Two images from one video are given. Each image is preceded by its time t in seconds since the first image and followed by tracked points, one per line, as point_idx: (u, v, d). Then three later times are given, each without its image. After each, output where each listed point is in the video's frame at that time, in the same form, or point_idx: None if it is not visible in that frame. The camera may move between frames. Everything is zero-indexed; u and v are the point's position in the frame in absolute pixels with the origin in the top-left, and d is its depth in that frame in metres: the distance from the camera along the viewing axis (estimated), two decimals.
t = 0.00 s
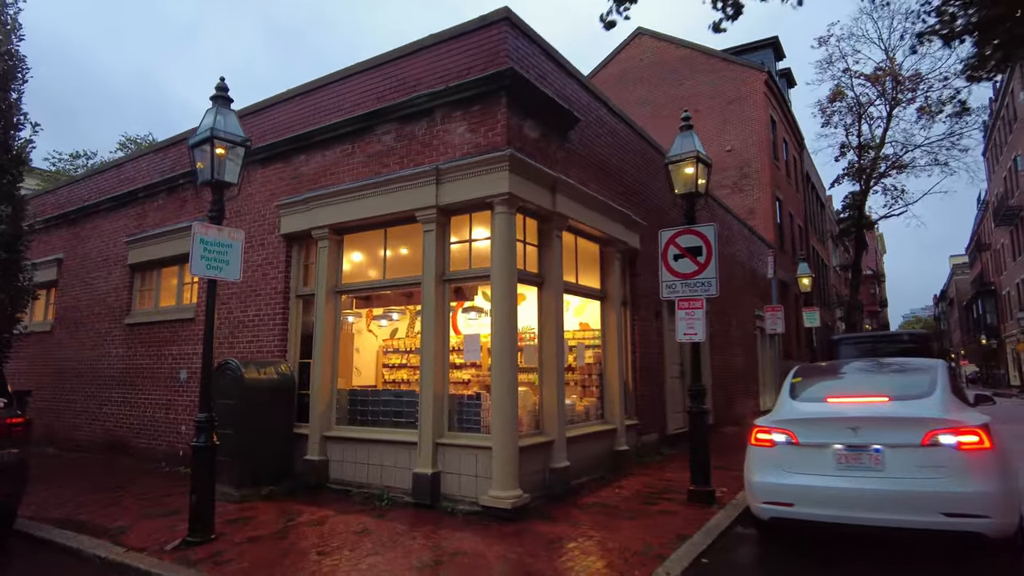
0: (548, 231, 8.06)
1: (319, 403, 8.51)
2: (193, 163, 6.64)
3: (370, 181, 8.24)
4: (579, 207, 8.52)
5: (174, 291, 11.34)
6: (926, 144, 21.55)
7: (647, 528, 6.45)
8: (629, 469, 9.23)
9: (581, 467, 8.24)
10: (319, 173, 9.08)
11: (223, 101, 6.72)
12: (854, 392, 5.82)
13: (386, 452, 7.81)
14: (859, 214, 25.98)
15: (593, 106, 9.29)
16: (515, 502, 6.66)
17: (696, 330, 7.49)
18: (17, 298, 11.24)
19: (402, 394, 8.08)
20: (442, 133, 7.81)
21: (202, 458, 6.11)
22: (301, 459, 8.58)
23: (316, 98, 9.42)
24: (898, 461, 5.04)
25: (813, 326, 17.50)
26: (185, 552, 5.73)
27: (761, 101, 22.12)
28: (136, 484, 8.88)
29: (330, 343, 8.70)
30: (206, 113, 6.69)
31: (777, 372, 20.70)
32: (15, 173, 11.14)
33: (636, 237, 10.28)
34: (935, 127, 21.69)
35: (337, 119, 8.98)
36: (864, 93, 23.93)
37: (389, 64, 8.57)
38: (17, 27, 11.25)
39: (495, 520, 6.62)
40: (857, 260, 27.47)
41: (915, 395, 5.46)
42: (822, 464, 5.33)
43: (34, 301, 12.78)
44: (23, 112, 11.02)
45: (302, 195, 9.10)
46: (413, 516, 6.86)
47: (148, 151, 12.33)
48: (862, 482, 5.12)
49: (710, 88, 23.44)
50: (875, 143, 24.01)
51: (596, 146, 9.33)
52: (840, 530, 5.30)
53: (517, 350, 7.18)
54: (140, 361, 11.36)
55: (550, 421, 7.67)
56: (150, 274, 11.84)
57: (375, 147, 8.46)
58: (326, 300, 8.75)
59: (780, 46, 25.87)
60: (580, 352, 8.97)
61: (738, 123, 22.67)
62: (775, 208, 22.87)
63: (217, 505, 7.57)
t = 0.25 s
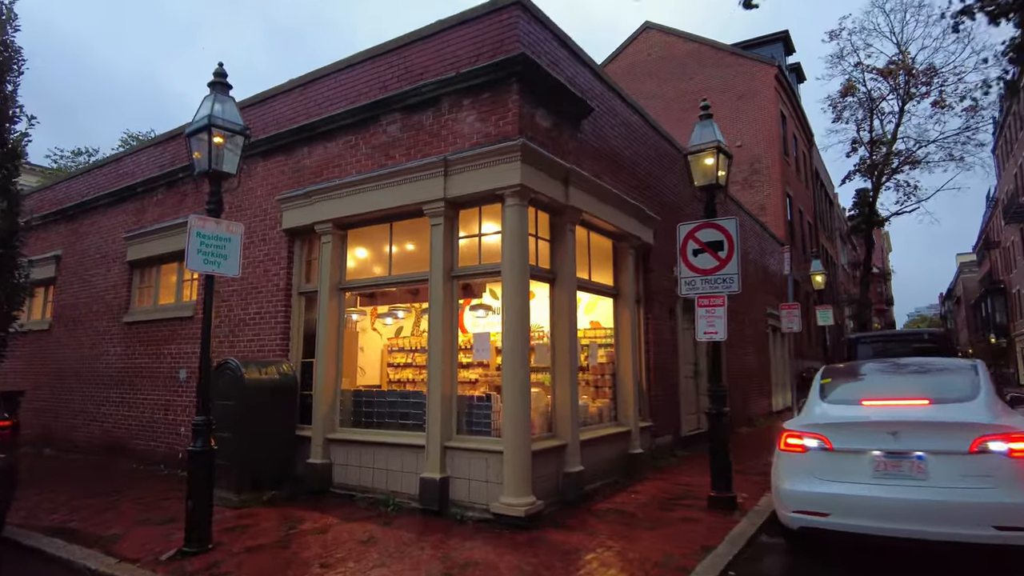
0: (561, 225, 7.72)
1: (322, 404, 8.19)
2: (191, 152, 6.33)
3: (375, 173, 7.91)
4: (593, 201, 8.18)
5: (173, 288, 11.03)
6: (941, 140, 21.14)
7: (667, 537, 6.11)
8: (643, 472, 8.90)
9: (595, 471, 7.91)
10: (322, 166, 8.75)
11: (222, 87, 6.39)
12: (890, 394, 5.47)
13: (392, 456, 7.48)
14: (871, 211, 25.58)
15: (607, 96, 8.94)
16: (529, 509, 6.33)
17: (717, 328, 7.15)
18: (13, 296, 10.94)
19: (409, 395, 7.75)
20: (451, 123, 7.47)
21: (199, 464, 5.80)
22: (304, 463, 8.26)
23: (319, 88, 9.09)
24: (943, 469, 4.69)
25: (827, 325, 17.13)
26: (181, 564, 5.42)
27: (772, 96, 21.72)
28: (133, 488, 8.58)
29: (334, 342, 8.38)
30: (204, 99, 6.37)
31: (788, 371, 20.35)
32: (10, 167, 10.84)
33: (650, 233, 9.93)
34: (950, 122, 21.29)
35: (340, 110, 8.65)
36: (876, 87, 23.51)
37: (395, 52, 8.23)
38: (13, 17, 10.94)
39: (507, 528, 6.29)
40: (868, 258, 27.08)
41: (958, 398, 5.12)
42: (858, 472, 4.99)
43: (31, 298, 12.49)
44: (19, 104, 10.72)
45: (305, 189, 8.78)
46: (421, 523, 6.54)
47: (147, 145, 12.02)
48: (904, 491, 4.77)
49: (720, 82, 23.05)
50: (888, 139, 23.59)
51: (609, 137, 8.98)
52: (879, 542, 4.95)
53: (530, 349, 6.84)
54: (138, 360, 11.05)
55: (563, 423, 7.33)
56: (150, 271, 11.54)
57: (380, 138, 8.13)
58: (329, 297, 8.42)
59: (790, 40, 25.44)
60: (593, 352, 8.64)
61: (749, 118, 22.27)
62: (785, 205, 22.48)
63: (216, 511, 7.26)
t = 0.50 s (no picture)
0: (570, 213, 7.39)
1: (322, 399, 7.89)
2: (181, 134, 5.99)
3: (376, 159, 7.59)
4: (604, 187, 7.85)
5: (170, 280, 10.74)
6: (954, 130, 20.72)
7: (685, 539, 5.80)
8: (655, 470, 8.59)
9: (606, 469, 7.60)
10: (322, 152, 8.43)
11: (214, 66, 6.04)
12: (922, 389, 5.16)
13: (395, 453, 7.18)
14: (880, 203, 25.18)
15: (617, 78, 8.60)
16: (539, 509, 6.03)
17: (736, 320, 6.84)
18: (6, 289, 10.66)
19: (412, 389, 7.44)
20: (455, 105, 7.14)
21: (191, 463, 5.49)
22: (304, 460, 7.98)
23: (318, 72, 8.76)
24: (985, 469, 4.38)
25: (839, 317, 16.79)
26: (172, 568, 5.12)
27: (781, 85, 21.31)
28: (127, 486, 8.29)
29: (334, 335, 8.08)
30: (195, 78, 6.01)
31: (798, 366, 20.01)
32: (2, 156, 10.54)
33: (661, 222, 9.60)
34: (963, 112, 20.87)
35: (340, 93, 8.33)
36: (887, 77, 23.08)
37: (397, 32, 7.90)
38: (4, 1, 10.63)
39: (516, 530, 5.98)
40: (876, 251, 26.70)
41: (997, 393, 4.81)
42: (892, 471, 4.67)
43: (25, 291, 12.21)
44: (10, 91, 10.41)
45: (304, 176, 8.46)
46: (425, 524, 6.24)
47: (142, 133, 11.71)
48: (943, 493, 4.47)
49: (728, 72, 22.63)
50: (898, 130, 23.20)
51: (619, 122, 8.64)
52: (914, 546, 4.64)
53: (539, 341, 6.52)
54: (135, 354, 10.77)
55: (573, 419, 7.02)
56: (146, 263, 11.24)
57: (382, 123, 7.80)
58: (329, 288, 8.11)
59: (799, 29, 25.01)
60: (603, 345, 8.33)
61: (757, 109, 21.87)
62: (794, 196, 22.10)
63: (212, 510, 6.96)
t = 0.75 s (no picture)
0: (581, 203, 7.03)
1: (322, 398, 7.56)
2: (169, 120, 5.65)
3: (376, 148, 7.24)
4: (615, 177, 7.50)
5: (165, 276, 10.40)
6: (965, 123, 20.34)
7: (705, 548, 5.47)
8: (668, 472, 8.26)
9: (618, 471, 7.27)
10: (320, 142, 8.10)
11: (204, 47, 5.69)
12: (962, 388, 4.80)
13: (397, 456, 6.85)
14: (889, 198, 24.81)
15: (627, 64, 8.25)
16: (550, 516, 5.70)
17: (756, 316, 6.50)
18: None
19: (416, 389, 7.12)
20: (459, 90, 6.80)
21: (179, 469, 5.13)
22: (302, 463, 7.65)
23: (316, 59, 8.43)
24: None
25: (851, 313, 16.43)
26: None
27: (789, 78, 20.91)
28: (119, 490, 7.97)
29: (333, 333, 7.74)
30: (184, 60, 5.66)
31: (806, 364, 19.65)
32: None
33: (672, 214, 9.27)
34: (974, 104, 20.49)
35: (338, 80, 7.99)
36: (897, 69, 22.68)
37: (398, 15, 7.55)
38: None
39: (525, 538, 5.65)
40: (885, 247, 26.32)
41: None
42: (935, 478, 4.31)
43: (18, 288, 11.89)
44: None
45: (302, 167, 8.13)
46: (430, 531, 5.90)
47: (137, 125, 11.37)
48: (990, 502, 4.13)
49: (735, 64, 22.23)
50: (907, 124, 22.83)
51: (630, 110, 8.29)
52: (956, 557, 4.30)
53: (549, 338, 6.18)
54: (129, 352, 10.44)
55: (584, 420, 6.68)
56: (141, 259, 10.91)
57: (382, 110, 7.45)
58: (328, 283, 7.77)
59: (806, 21, 24.59)
60: (614, 343, 7.99)
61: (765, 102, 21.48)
62: (803, 191, 21.72)
63: (205, 516, 6.64)
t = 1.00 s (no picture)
0: (594, 193, 6.72)
1: (324, 397, 7.27)
2: (163, 104, 5.37)
3: (380, 135, 6.93)
4: (629, 165, 7.19)
5: (164, 271, 10.11)
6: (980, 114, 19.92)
7: (730, 555, 5.17)
8: (683, 473, 7.96)
9: (633, 473, 6.98)
10: (322, 131, 7.80)
11: (198, 27, 5.37)
12: (1008, 386, 4.48)
13: (403, 457, 6.56)
14: (900, 191, 24.41)
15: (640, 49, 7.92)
16: (564, 521, 5.40)
17: (781, 310, 6.23)
18: None
19: (421, 387, 6.81)
20: (467, 74, 6.49)
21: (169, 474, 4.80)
22: (304, 464, 7.37)
23: (317, 44, 8.12)
24: None
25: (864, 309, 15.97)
26: None
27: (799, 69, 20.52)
28: (116, 491, 7.70)
29: (336, 329, 7.46)
30: (177, 40, 5.36)
31: (818, 360, 19.30)
32: None
33: (686, 205, 8.96)
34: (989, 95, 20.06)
35: (340, 66, 7.69)
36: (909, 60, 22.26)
37: None
38: None
39: (538, 544, 5.35)
40: (895, 242, 25.91)
41: None
42: (984, 484, 4.00)
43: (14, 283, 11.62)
44: None
45: (302, 156, 7.83)
46: (438, 537, 5.62)
47: (134, 116, 11.07)
48: None
49: (744, 56, 21.84)
50: (920, 115, 22.38)
51: (643, 97, 7.97)
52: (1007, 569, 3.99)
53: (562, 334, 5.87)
54: (127, 349, 10.16)
55: (598, 419, 6.38)
56: (139, 253, 10.63)
57: (386, 96, 7.15)
58: (331, 277, 7.49)
59: (816, 12, 24.16)
60: (627, 338, 7.69)
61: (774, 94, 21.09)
62: (813, 185, 21.35)
63: (203, 520, 6.36)
